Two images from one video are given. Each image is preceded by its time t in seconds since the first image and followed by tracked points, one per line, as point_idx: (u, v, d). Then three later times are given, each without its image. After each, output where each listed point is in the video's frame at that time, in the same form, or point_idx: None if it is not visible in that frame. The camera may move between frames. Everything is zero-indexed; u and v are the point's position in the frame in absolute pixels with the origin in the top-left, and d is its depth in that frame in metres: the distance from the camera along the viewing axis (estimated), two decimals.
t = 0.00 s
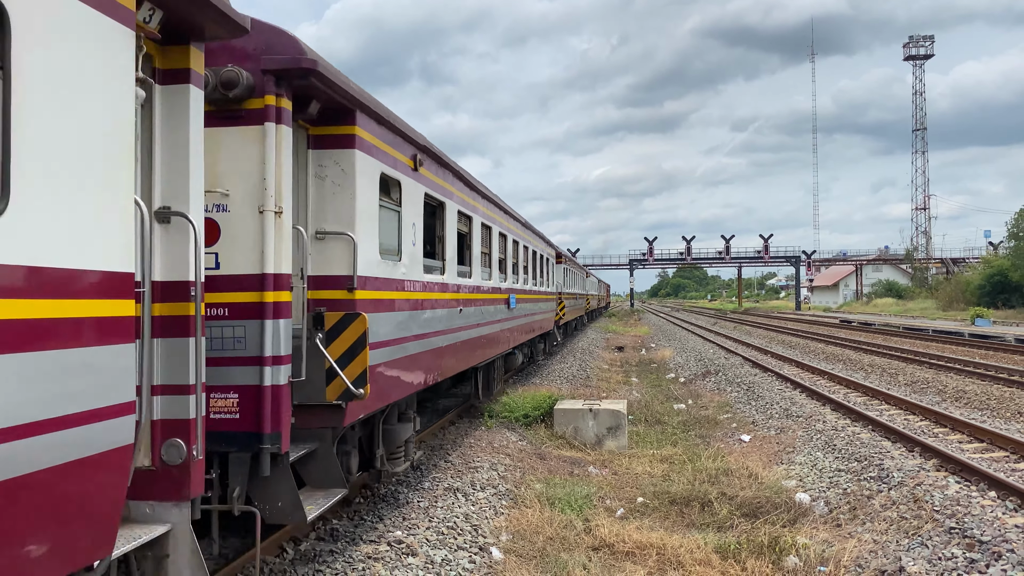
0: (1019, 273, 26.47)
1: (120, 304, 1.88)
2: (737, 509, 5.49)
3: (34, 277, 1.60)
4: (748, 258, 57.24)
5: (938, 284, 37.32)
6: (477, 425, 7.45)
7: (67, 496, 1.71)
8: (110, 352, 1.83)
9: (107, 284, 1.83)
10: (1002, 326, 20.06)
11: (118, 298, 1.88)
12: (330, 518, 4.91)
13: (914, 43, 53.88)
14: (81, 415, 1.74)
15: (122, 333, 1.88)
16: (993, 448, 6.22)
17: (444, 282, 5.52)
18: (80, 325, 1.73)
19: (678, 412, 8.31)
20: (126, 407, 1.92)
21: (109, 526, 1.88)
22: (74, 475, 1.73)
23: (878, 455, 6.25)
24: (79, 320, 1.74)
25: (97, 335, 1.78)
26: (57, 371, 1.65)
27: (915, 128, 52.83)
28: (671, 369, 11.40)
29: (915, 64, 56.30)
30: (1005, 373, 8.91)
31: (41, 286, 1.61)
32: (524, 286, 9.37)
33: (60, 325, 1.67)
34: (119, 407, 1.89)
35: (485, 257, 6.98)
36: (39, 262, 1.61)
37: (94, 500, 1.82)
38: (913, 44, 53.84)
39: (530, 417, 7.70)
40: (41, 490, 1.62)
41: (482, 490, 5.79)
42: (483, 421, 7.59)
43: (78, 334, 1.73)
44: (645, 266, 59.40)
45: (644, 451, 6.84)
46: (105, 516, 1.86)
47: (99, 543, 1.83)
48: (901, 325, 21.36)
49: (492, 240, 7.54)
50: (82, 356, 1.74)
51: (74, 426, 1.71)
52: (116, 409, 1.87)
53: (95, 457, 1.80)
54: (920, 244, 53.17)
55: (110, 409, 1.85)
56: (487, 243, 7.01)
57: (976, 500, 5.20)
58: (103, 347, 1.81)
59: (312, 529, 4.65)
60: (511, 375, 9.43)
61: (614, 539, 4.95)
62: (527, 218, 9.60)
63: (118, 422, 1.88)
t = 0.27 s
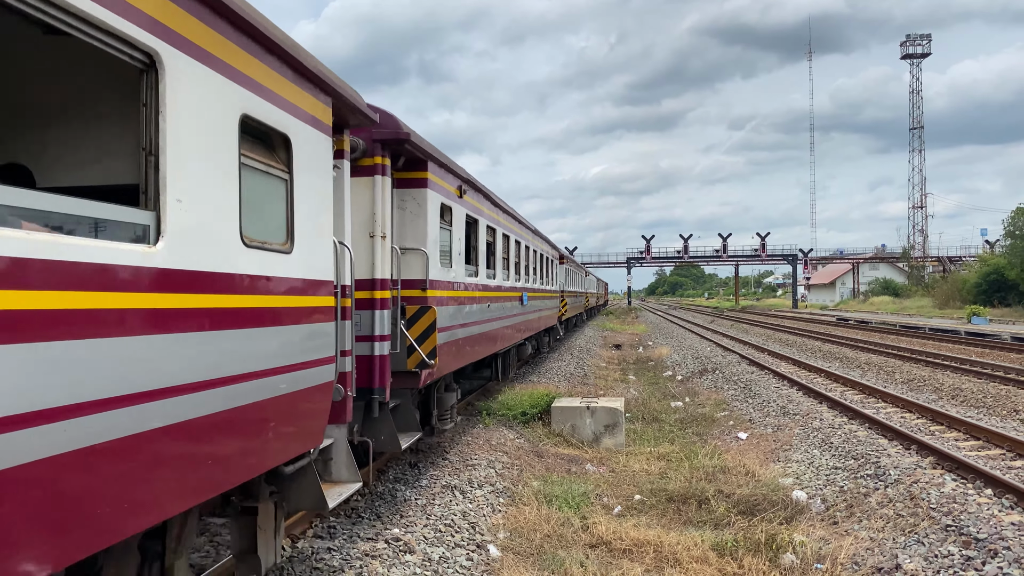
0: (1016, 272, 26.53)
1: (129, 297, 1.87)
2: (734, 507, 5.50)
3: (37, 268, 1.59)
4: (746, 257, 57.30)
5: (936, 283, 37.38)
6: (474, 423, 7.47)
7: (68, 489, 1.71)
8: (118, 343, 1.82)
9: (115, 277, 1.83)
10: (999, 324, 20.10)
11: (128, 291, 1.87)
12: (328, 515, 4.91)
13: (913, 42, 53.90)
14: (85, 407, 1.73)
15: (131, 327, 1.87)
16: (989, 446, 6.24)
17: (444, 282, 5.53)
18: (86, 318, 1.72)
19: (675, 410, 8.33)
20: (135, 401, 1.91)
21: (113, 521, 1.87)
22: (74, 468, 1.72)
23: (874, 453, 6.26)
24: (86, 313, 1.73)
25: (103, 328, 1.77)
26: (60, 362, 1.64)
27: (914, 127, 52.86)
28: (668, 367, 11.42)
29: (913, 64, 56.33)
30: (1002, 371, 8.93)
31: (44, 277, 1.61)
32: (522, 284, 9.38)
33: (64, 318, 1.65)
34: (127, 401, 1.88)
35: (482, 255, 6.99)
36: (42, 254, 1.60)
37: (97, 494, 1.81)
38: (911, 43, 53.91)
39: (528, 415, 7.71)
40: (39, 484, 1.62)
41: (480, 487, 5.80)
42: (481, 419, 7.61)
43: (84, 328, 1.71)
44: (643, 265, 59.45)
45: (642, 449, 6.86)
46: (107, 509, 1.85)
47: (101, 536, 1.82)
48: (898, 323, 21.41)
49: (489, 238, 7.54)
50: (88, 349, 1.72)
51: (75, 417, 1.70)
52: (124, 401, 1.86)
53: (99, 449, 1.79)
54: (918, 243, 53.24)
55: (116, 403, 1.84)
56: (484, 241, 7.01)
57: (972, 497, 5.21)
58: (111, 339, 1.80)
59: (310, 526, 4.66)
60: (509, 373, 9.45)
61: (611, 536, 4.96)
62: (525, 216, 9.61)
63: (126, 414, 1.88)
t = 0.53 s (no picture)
0: (1012, 271, 26.61)
1: (121, 290, 1.86)
2: (732, 505, 5.50)
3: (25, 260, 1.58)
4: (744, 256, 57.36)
5: (933, 282, 37.45)
6: (472, 422, 7.46)
7: (57, 483, 1.70)
8: (108, 337, 1.81)
9: (105, 273, 1.82)
10: (996, 323, 20.16)
11: (120, 285, 1.86)
12: (325, 514, 4.90)
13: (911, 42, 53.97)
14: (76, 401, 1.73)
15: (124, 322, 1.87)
16: (986, 445, 6.24)
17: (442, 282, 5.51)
18: (75, 313, 1.71)
19: (673, 409, 8.33)
20: (127, 397, 1.90)
21: (102, 518, 1.86)
22: (64, 462, 1.71)
23: (872, 452, 6.27)
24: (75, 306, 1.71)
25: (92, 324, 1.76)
26: (50, 355, 1.63)
27: (912, 127, 52.95)
28: (666, 366, 11.43)
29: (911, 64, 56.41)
30: (998, 370, 8.95)
31: (34, 270, 1.60)
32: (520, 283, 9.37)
33: (53, 311, 1.64)
34: (118, 397, 1.87)
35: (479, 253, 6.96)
36: (30, 246, 1.59)
37: (86, 488, 1.80)
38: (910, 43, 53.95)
39: (525, 414, 7.71)
40: (29, 478, 1.61)
41: (478, 486, 5.79)
42: (479, 418, 7.60)
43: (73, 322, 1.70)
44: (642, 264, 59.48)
45: (639, 448, 6.86)
46: (97, 505, 1.84)
47: (90, 532, 1.81)
48: (895, 322, 21.50)
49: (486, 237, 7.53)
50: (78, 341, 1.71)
51: (65, 410, 1.69)
52: (115, 396, 1.85)
53: (89, 445, 1.78)
54: (916, 243, 53.34)
55: (107, 399, 1.83)
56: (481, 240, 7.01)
57: (969, 496, 5.22)
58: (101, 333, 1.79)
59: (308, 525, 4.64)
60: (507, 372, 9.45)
61: (609, 535, 4.95)
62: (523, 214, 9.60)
63: (116, 409, 1.87)
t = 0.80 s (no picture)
0: (1009, 272, 26.66)
1: (117, 289, 1.89)
2: (729, 505, 5.51)
3: (17, 259, 1.59)
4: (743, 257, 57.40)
5: (931, 282, 37.50)
6: (470, 422, 7.46)
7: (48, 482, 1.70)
8: (98, 336, 1.81)
9: (101, 273, 1.84)
10: (994, 323, 20.20)
11: (116, 284, 1.89)
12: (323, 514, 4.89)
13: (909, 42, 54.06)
14: (72, 396, 1.75)
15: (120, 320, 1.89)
16: (983, 444, 6.26)
17: (439, 282, 5.51)
18: (71, 311, 1.73)
19: (670, 408, 8.33)
20: (122, 395, 1.92)
21: (98, 515, 1.87)
22: (60, 459, 1.73)
23: (869, 451, 6.27)
24: (72, 305, 1.74)
25: (88, 323, 1.78)
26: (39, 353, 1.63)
27: (910, 127, 53.03)
28: (664, 365, 11.44)
29: (910, 64, 56.49)
30: (995, 369, 8.97)
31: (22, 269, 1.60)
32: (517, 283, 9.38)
33: (42, 308, 1.65)
34: (114, 395, 1.89)
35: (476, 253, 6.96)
36: (18, 244, 1.60)
37: (83, 486, 1.82)
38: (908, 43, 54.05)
39: (523, 413, 7.72)
40: (24, 475, 1.63)
41: (475, 486, 5.80)
42: (477, 418, 7.60)
43: (69, 321, 1.72)
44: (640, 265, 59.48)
45: (637, 447, 6.86)
46: (88, 504, 1.84)
47: (82, 532, 1.82)
48: (893, 321, 21.53)
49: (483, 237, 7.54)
50: (73, 339, 1.73)
51: (54, 409, 1.70)
52: (105, 395, 1.86)
53: (85, 442, 1.80)
54: (914, 243, 53.42)
55: (103, 395, 1.85)
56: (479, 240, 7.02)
57: (967, 496, 5.23)
58: (91, 332, 1.79)
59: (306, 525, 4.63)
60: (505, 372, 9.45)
61: (606, 535, 4.96)
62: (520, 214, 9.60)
63: (106, 408, 1.87)
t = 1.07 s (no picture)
0: (1007, 272, 26.70)
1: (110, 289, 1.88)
2: (728, 505, 5.51)
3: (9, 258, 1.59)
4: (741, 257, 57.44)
5: (930, 282, 37.55)
6: (469, 422, 7.46)
7: (43, 480, 1.70)
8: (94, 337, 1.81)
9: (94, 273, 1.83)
10: (992, 323, 20.22)
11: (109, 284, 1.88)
12: (321, 514, 4.88)
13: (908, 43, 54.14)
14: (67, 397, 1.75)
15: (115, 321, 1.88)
16: (982, 445, 6.26)
17: (437, 282, 5.51)
18: (64, 312, 1.73)
19: (669, 409, 8.34)
20: (117, 395, 1.92)
21: (93, 517, 1.87)
22: (55, 461, 1.73)
23: (868, 452, 6.28)
24: (65, 306, 1.73)
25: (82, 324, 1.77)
26: (33, 353, 1.63)
27: (908, 128, 53.11)
28: (663, 366, 11.44)
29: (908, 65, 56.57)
30: (993, 370, 8.99)
31: (18, 270, 1.60)
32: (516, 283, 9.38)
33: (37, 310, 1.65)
34: (109, 395, 1.88)
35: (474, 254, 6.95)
36: (13, 244, 1.60)
37: (77, 488, 1.81)
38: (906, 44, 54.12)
39: (522, 414, 7.71)
40: (18, 476, 1.62)
41: (474, 486, 5.79)
42: (476, 418, 7.60)
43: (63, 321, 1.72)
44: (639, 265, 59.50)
45: (636, 448, 6.86)
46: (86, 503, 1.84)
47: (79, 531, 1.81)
48: (891, 322, 21.55)
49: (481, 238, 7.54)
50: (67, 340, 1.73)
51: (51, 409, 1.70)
52: (100, 394, 1.85)
53: (80, 443, 1.80)
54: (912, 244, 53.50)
55: (98, 396, 1.85)
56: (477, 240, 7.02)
57: (965, 496, 5.23)
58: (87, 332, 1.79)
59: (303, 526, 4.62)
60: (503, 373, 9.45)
61: (605, 535, 4.95)
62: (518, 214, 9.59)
63: (101, 408, 1.86)
